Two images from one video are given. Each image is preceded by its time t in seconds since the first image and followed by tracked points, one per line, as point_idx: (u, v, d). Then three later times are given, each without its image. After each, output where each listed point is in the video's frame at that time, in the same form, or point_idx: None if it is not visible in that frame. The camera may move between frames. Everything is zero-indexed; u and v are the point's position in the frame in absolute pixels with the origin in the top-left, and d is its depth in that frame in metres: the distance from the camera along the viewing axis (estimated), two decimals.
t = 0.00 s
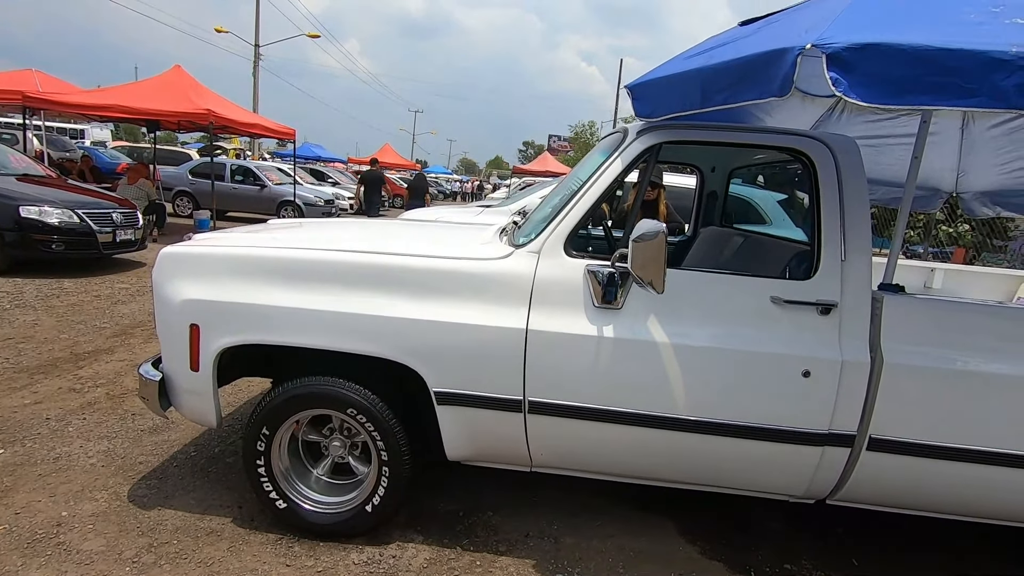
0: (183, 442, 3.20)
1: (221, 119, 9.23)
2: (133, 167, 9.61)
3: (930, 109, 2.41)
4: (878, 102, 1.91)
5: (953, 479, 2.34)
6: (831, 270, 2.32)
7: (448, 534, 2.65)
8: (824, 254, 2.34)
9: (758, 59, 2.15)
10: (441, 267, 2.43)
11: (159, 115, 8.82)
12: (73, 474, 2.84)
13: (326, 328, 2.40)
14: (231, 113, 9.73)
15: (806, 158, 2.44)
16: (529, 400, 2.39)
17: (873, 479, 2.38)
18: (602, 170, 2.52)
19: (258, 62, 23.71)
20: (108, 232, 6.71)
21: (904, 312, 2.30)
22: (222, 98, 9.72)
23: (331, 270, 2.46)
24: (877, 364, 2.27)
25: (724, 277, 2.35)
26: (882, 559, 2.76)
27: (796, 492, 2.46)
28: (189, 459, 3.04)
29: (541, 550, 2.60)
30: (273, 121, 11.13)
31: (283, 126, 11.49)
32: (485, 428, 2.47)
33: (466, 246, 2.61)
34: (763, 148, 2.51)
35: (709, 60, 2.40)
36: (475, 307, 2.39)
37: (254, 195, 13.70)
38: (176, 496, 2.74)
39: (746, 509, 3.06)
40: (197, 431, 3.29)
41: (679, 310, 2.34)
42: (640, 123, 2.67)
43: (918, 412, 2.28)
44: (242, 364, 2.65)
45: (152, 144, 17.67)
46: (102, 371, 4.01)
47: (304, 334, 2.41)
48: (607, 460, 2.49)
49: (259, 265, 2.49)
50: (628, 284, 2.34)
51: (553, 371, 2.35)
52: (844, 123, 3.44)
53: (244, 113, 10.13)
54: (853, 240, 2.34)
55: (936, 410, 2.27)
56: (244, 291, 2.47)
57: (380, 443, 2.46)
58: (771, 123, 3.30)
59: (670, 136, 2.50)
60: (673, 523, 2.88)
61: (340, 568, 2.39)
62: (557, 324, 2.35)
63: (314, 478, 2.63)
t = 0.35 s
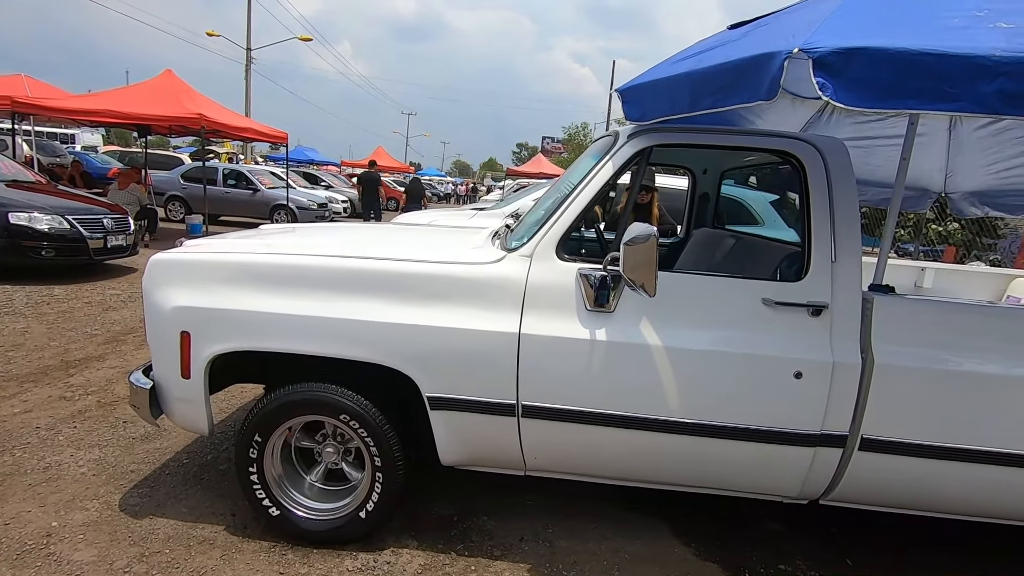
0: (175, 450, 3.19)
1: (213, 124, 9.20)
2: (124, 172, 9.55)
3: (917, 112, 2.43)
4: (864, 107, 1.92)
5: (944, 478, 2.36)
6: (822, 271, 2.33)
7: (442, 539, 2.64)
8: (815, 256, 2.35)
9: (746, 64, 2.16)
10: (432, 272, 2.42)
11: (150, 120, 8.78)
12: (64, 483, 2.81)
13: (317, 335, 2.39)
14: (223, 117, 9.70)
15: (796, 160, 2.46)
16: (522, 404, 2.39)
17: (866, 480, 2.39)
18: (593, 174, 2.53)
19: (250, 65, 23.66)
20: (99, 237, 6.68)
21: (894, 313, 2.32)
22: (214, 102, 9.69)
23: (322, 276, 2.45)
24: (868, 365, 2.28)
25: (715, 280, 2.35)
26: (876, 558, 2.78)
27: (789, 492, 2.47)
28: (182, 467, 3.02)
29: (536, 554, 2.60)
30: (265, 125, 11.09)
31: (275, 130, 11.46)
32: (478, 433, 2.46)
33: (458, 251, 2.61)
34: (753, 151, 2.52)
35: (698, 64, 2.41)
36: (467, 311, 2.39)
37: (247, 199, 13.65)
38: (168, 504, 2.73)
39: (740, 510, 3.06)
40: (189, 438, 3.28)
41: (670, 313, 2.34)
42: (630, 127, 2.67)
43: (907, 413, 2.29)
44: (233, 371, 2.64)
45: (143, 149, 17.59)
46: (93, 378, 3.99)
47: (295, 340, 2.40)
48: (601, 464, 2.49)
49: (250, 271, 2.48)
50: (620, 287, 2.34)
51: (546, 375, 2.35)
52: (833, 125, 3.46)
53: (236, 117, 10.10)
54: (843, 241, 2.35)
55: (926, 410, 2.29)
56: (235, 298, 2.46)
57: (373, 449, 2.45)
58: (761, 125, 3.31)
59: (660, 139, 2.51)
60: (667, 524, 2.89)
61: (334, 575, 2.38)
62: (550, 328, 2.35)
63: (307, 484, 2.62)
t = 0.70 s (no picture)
0: (161, 456, 3.14)
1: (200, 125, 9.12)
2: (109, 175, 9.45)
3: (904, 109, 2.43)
4: (852, 104, 1.91)
5: (935, 475, 2.36)
6: (811, 269, 2.33)
7: (434, 543, 2.62)
8: (804, 254, 2.34)
9: (733, 62, 2.15)
10: (421, 273, 2.40)
11: (136, 122, 8.69)
12: (47, 492, 2.77)
13: (304, 338, 2.36)
14: (211, 118, 9.62)
15: (784, 158, 2.45)
16: (513, 406, 2.37)
17: (858, 477, 2.39)
18: (582, 173, 2.51)
19: (237, 66, 23.50)
20: (84, 241, 6.60)
21: (884, 310, 2.32)
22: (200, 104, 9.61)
23: (308, 279, 2.42)
24: (858, 363, 2.28)
25: (705, 279, 2.34)
26: (868, 555, 2.78)
27: (781, 491, 2.47)
28: (168, 473, 2.98)
29: (529, 557, 2.58)
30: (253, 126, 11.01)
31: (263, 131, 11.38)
32: (469, 436, 2.44)
33: (446, 252, 2.58)
34: (742, 149, 2.51)
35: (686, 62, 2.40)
36: (456, 313, 2.37)
37: (235, 201, 13.55)
38: (154, 512, 2.69)
39: (733, 509, 3.05)
40: (176, 444, 3.23)
41: (661, 312, 2.33)
42: (619, 126, 2.66)
43: (898, 410, 2.29)
44: (219, 375, 2.60)
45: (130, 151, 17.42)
46: (78, 384, 3.93)
47: (282, 344, 2.37)
48: (592, 465, 2.47)
49: (235, 275, 2.44)
50: (611, 287, 2.32)
51: (536, 377, 2.33)
52: (821, 123, 3.46)
53: (223, 118, 10.02)
54: (832, 239, 2.35)
55: (916, 407, 2.29)
56: (220, 301, 2.42)
57: (363, 453, 2.42)
58: (750, 123, 3.31)
59: (649, 138, 2.49)
60: (660, 525, 2.87)
61: None
62: (540, 329, 2.33)
63: (296, 490, 2.59)
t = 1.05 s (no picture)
0: (151, 466, 3.10)
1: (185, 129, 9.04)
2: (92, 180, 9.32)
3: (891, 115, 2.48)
4: (843, 111, 1.95)
5: (924, 473, 2.40)
6: (802, 273, 2.36)
7: (430, 549, 2.61)
8: (795, 257, 2.38)
9: (727, 69, 2.18)
10: (416, 279, 2.40)
11: (120, 126, 8.59)
12: (35, 504, 2.72)
13: (299, 345, 2.35)
14: (196, 122, 9.54)
15: (775, 164, 2.49)
16: (509, 411, 2.37)
17: (849, 477, 2.43)
18: (576, 179, 2.53)
19: (222, 69, 23.34)
20: (67, 247, 6.51)
21: (873, 312, 2.35)
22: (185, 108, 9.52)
23: (302, 285, 2.41)
24: (849, 364, 2.31)
25: (698, 282, 2.37)
26: (860, 554, 2.81)
27: (774, 492, 2.50)
28: (159, 483, 2.95)
29: (525, 561, 2.58)
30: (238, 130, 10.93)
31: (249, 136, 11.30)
32: (465, 441, 2.45)
33: (441, 258, 2.59)
34: (733, 155, 2.54)
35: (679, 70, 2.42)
36: (452, 319, 2.37)
37: (220, 206, 13.42)
38: (146, 523, 2.65)
39: (726, 510, 3.08)
40: (166, 453, 3.20)
41: (655, 316, 2.35)
42: (612, 132, 2.68)
43: (888, 410, 2.33)
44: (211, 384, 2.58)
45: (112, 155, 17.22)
46: (64, 394, 3.87)
47: (276, 351, 2.35)
48: (588, 468, 2.48)
49: (228, 282, 2.43)
50: (605, 291, 2.33)
51: (531, 382, 2.34)
52: (808, 128, 3.51)
53: (208, 122, 9.94)
54: (822, 243, 2.38)
55: (906, 407, 2.33)
56: (213, 309, 2.40)
57: (359, 460, 2.41)
58: (739, 128, 3.35)
59: (642, 143, 2.52)
60: (655, 527, 2.89)
61: None
62: (535, 334, 2.34)
63: (291, 498, 2.57)
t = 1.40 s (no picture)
0: (146, 474, 3.09)
1: (177, 134, 9.00)
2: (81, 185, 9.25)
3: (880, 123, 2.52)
4: (836, 121, 1.98)
5: (916, 475, 2.43)
6: (795, 278, 2.39)
7: (428, 555, 2.61)
8: (788, 263, 2.40)
9: (722, 80, 2.21)
10: (414, 286, 2.40)
11: (110, 130, 8.55)
12: (27, 513, 2.70)
13: (297, 352, 2.35)
14: (187, 127, 9.50)
15: (768, 170, 2.52)
16: (507, 416, 2.38)
17: (843, 479, 2.46)
18: (572, 186, 2.54)
19: (212, 74, 23.26)
20: (57, 253, 6.46)
21: (865, 317, 2.39)
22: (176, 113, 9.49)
23: (300, 292, 2.41)
24: (842, 368, 2.34)
25: (694, 288, 2.39)
26: (854, 556, 2.84)
27: (770, 494, 2.52)
28: (154, 491, 2.93)
29: (523, 566, 2.59)
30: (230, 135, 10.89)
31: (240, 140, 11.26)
32: (462, 447, 2.45)
33: (438, 264, 2.60)
34: (727, 162, 2.57)
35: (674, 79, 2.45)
36: (450, 324, 2.38)
37: (211, 211, 13.36)
38: (141, 531, 2.64)
39: (721, 513, 3.10)
40: (160, 461, 3.18)
41: (651, 321, 2.37)
42: (607, 139, 2.71)
43: (880, 414, 2.36)
44: (207, 390, 2.57)
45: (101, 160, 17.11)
46: (56, 401, 3.84)
47: (274, 358, 2.35)
48: (585, 473, 2.49)
49: (225, 289, 2.42)
50: (602, 297, 2.35)
51: (529, 387, 2.35)
52: (798, 134, 3.55)
53: (199, 127, 9.89)
54: (815, 248, 2.41)
55: (898, 411, 2.36)
56: (211, 316, 2.40)
57: (357, 466, 2.41)
58: (731, 135, 3.38)
59: (637, 150, 2.54)
60: (651, 531, 2.91)
61: None
62: (533, 339, 2.35)
63: (288, 504, 2.57)
